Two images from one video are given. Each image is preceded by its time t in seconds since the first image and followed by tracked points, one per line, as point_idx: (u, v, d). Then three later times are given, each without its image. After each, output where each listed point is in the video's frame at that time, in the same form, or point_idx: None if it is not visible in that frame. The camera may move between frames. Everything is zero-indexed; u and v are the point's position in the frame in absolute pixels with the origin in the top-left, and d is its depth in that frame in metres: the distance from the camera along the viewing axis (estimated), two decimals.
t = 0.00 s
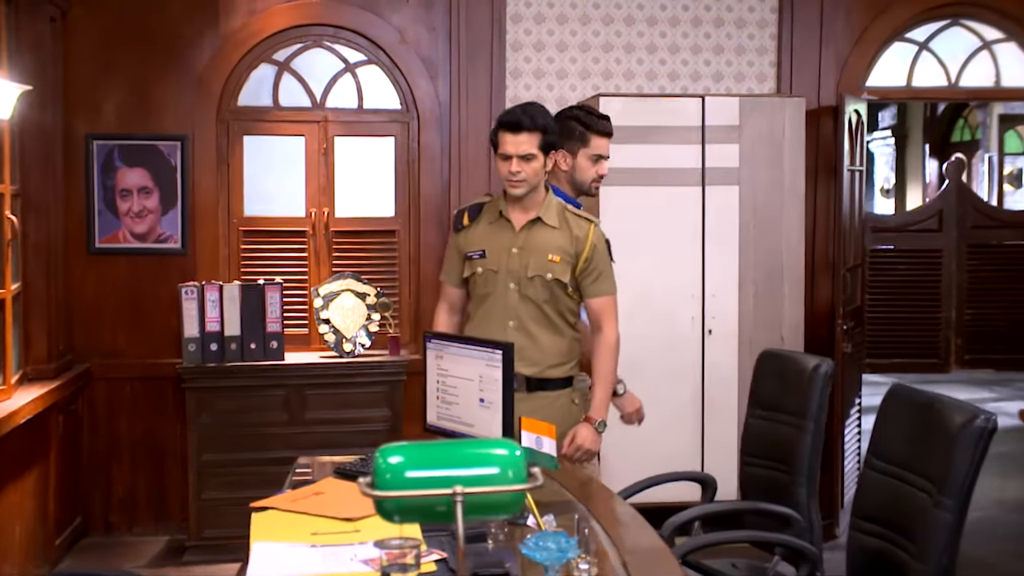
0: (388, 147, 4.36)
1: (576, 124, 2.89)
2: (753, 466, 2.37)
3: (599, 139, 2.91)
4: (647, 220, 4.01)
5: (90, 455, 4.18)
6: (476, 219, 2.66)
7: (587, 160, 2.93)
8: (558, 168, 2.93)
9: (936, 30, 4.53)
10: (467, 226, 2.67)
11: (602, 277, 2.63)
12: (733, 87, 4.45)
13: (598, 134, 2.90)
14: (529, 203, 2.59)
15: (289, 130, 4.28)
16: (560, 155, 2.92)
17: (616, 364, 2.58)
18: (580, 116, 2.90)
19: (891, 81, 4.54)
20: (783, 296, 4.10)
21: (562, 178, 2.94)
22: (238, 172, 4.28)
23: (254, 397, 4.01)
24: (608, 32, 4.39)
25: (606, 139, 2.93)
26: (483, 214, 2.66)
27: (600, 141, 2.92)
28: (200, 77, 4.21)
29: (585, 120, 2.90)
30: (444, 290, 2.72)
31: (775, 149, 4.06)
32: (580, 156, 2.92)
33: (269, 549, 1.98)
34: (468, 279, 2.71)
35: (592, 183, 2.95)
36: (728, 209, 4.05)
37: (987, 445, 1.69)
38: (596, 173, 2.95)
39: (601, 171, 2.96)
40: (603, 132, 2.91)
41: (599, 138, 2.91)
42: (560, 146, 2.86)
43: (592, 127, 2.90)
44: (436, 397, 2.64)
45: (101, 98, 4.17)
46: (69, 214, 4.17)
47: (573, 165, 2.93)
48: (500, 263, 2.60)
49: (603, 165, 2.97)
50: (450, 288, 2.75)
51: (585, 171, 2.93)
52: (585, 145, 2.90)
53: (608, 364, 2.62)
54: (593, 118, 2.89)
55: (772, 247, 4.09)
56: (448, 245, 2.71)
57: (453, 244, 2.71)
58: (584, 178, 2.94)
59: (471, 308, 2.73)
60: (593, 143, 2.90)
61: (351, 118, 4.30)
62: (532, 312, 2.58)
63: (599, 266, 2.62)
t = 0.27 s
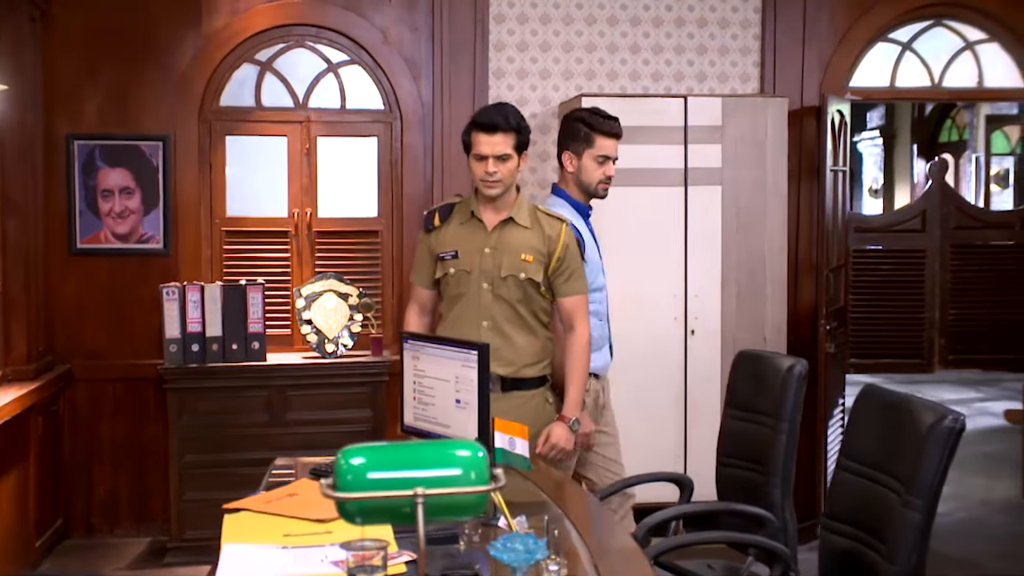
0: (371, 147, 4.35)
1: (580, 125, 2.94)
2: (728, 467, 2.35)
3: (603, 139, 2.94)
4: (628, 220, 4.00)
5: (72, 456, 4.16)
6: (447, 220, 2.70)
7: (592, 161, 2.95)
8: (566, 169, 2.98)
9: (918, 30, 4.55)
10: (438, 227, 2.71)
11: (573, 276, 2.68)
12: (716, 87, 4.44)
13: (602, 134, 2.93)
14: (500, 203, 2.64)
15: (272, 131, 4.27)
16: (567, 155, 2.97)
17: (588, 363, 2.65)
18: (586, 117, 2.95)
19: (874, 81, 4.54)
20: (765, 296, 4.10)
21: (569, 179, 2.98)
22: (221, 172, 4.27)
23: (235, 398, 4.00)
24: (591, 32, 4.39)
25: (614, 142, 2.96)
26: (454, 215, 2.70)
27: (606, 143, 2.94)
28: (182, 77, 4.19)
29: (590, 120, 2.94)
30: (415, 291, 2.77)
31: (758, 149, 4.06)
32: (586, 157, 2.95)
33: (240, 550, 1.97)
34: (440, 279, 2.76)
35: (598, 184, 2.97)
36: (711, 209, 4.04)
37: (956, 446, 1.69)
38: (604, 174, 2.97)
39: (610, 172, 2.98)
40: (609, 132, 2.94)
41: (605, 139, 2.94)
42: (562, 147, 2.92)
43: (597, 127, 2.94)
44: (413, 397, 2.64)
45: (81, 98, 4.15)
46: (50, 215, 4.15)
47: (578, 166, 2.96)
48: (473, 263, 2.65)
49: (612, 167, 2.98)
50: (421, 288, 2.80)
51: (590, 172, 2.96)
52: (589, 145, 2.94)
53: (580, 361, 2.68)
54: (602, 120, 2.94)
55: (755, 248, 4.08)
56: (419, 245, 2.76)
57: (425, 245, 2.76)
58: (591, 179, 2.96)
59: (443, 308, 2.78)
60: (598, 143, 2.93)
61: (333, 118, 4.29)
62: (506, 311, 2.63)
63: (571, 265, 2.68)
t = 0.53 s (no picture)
0: (356, 147, 4.33)
1: (598, 119, 2.95)
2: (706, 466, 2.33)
3: (620, 132, 2.93)
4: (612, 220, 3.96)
5: (54, 457, 4.14)
6: (423, 221, 2.73)
7: (611, 154, 2.95)
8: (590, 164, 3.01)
9: (905, 30, 4.54)
10: (413, 228, 2.74)
11: (548, 275, 2.74)
12: (702, 86, 4.43)
13: (619, 126, 2.93)
14: (475, 204, 2.69)
15: (256, 130, 4.25)
16: (590, 150, 3.00)
17: (563, 362, 2.69)
18: (605, 110, 2.95)
19: (861, 81, 4.53)
20: (750, 295, 4.10)
21: (594, 173, 3.01)
22: (204, 171, 4.25)
23: (218, 399, 3.98)
24: (576, 32, 4.37)
25: (633, 135, 2.94)
26: (429, 216, 2.73)
27: (624, 136, 2.93)
28: (165, 77, 4.17)
29: (609, 113, 2.94)
30: (389, 293, 2.77)
31: (743, 149, 4.05)
32: (604, 151, 2.96)
33: (211, 553, 1.95)
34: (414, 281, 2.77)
35: (618, 177, 2.97)
36: (696, 208, 4.02)
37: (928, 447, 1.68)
38: (624, 167, 2.96)
39: (630, 165, 2.96)
40: (625, 125, 2.93)
41: (622, 132, 2.93)
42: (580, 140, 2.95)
43: (615, 120, 2.94)
44: (391, 398, 2.62)
45: (63, 98, 4.13)
46: (32, 215, 4.13)
47: (599, 160, 2.98)
48: (449, 264, 2.69)
49: (634, 159, 2.96)
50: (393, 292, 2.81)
51: (609, 165, 2.96)
52: (607, 138, 2.94)
53: (557, 360, 2.71)
54: (621, 113, 2.94)
55: (740, 248, 4.07)
56: (393, 247, 2.77)
57: (398, 247, 2.78)
58: (611, 172, 2.97)
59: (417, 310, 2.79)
60: (614, 136, 2.93)
61: (318, 118, 4.28)
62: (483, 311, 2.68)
63: (546, 264, 2.74)
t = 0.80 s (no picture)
0: (344, 146, 4.31)
1: (617, 116, 2.85)
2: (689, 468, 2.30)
3: (637, 130, 2.82)
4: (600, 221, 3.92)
5: (40, 459, 4.12)
6: (404, 223, 2.71)
7: (629, 152, 2.85)
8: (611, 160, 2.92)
9: (896, 29, 4.52)
10: (394, 230, 2.72)
11: (531, 274, 2.71)
12: (692, 86, 4.40)
13: (635, 124, 2.82)
14: (457, 205, 2.68)
15: (243, 130, 4.23)
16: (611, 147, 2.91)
17: (547, 360, 2.65)
18: (626, 106, 2.85)
19: (852, 80, 4.51)
20: (740, 297, 4.07)
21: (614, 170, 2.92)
22: (191, 171, 4.22)
23: (204, 400, 3.96)
24: (566, 31, 4.35)
25: (652, 133, 2.82)
26: (410, 217, 2.71)
27: (642, 134, 2.82)
28: (152, 77, 4.15)
29: (629, 110, 2.84)
30: (370, 296, 2.75)
31: (733, 149, 4.01)
32: (622, 148, 2.86)
33: (186, 556, 1.92)
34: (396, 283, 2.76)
35: (634, 175, 2.87)
36: (684, 210, 4.01)
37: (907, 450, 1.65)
38: (640, 165, 2.86)
39: (647, 163, 2.85)
40: (642, 123, 2.82)
41: (640, 129, 2.82)
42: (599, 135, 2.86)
43: (634, 117, 2.83)
44: (373, 400, 2.58)
45: (49, 97, 4.11)
46: (18, 215, 4.11)
47: (617, 157, 2.89)
48: (433, 265, 2.67)
49: (651, 157, 2.85)
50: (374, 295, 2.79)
51: (628, 163, 2.87)
52: (625, 135, 2.84)
53: (541, 360, 2.65)
54: (638, 110, 2.83)
55: (730, 248, 4.04)
56: (373, 248, 2.75)
57: (379, 249, 2.75)
58: (627, 169, 2.88)
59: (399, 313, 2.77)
60: (632, 134, 2.83)
61: (306, 118, 4.25)
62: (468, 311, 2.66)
63: (530, 262, 2.72)
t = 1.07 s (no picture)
0: (330, 149, 4.29)
1: (620, 115, 2.81)
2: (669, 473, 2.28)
3: (638, 130, 2.78)
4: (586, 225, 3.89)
5: (23, 463, 4.10)
6: (386, 225, 2.66)
7: (632, 151, 2.81)
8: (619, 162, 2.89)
9: (885, 32, 4.51)
10: (377, 232, 2.67)
11: (515, 273, 2.71)
12: (680, 88, 4.39)
13: (637, 123, 2.78)
14: (441, 206, 2.65)
15: (229, 132, 4.21)
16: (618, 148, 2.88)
17: (532, 361, 2.63)
18: (630, 106, 2.82)
19: (840, 82, 4.50)
20: (727, 300, 4.05)
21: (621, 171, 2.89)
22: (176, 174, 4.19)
23: (188, 404, 3.93)
24: (553, 33, 4.34)
25: (654, 132, 2.77)
26: (393, 219, 2.67)
27: (642, 133, 2.77)
28: (136, 79, 4.13)
29: (632, 110, 2.80)
30: (351, 300, 2.69)
31: (719, 151, 4.00)
32: (625, 148, 2.82)
33: (157, 561, 1.90)
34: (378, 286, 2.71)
35: (637, 175, 2.82)
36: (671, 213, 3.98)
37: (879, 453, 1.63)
38: (644, 164, 2.82)
39: (651, 162, 2.81)
40: (643, 122, 2.77)
41: (640, 128, 2.77)
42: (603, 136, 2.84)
43: (636, 117, 2.79)
44: (353, 403, 2.56)
45: (33, 99, 4.09)
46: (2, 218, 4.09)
47: (622, 157, 2.85)
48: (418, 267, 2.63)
49: (654, 156, 2.80)
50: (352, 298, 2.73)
51: (631, 163, 2.83)
52: (627, 135, 2.81)
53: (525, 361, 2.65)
54: (640, 109, 2.78)
55: (717, 251, 4.02)
56: (354, 251, 2.70)
57: (359, 251, 2.70)
58: (631, 170, 2.84)
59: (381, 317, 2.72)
60: (633, 133, 2.79)
61: (292, 120, 4.24)
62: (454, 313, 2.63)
63: (513, 262, 2.71)
